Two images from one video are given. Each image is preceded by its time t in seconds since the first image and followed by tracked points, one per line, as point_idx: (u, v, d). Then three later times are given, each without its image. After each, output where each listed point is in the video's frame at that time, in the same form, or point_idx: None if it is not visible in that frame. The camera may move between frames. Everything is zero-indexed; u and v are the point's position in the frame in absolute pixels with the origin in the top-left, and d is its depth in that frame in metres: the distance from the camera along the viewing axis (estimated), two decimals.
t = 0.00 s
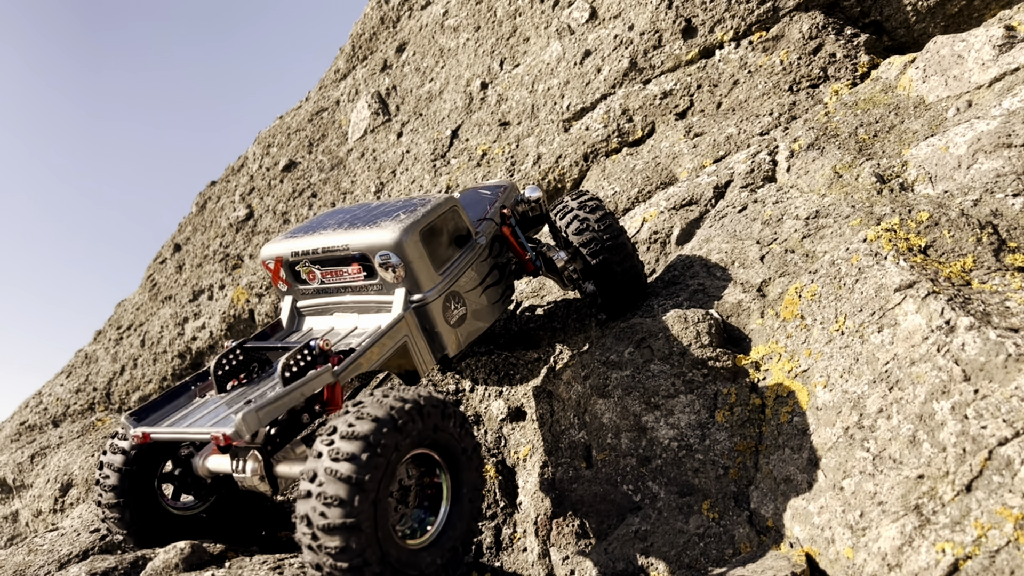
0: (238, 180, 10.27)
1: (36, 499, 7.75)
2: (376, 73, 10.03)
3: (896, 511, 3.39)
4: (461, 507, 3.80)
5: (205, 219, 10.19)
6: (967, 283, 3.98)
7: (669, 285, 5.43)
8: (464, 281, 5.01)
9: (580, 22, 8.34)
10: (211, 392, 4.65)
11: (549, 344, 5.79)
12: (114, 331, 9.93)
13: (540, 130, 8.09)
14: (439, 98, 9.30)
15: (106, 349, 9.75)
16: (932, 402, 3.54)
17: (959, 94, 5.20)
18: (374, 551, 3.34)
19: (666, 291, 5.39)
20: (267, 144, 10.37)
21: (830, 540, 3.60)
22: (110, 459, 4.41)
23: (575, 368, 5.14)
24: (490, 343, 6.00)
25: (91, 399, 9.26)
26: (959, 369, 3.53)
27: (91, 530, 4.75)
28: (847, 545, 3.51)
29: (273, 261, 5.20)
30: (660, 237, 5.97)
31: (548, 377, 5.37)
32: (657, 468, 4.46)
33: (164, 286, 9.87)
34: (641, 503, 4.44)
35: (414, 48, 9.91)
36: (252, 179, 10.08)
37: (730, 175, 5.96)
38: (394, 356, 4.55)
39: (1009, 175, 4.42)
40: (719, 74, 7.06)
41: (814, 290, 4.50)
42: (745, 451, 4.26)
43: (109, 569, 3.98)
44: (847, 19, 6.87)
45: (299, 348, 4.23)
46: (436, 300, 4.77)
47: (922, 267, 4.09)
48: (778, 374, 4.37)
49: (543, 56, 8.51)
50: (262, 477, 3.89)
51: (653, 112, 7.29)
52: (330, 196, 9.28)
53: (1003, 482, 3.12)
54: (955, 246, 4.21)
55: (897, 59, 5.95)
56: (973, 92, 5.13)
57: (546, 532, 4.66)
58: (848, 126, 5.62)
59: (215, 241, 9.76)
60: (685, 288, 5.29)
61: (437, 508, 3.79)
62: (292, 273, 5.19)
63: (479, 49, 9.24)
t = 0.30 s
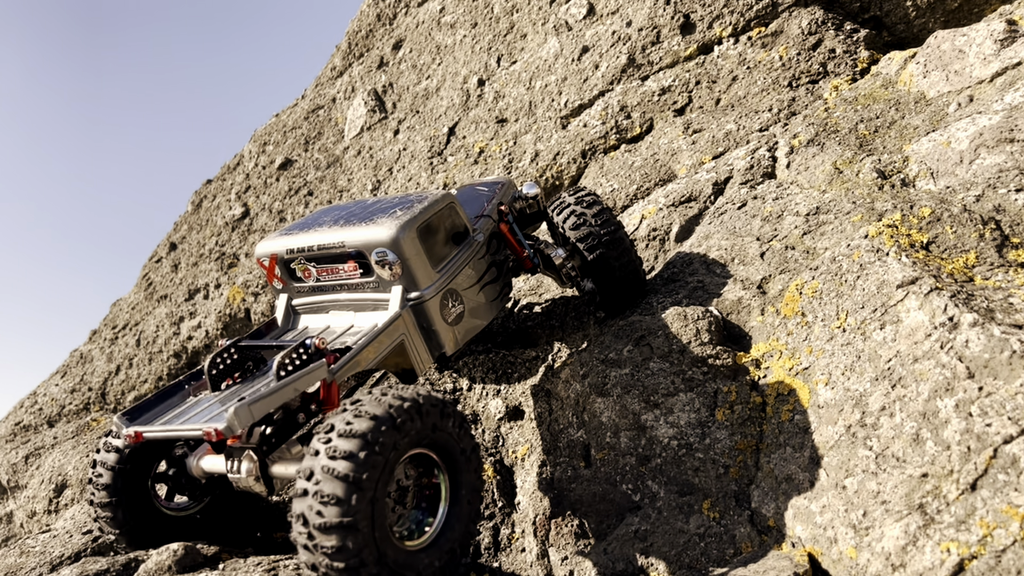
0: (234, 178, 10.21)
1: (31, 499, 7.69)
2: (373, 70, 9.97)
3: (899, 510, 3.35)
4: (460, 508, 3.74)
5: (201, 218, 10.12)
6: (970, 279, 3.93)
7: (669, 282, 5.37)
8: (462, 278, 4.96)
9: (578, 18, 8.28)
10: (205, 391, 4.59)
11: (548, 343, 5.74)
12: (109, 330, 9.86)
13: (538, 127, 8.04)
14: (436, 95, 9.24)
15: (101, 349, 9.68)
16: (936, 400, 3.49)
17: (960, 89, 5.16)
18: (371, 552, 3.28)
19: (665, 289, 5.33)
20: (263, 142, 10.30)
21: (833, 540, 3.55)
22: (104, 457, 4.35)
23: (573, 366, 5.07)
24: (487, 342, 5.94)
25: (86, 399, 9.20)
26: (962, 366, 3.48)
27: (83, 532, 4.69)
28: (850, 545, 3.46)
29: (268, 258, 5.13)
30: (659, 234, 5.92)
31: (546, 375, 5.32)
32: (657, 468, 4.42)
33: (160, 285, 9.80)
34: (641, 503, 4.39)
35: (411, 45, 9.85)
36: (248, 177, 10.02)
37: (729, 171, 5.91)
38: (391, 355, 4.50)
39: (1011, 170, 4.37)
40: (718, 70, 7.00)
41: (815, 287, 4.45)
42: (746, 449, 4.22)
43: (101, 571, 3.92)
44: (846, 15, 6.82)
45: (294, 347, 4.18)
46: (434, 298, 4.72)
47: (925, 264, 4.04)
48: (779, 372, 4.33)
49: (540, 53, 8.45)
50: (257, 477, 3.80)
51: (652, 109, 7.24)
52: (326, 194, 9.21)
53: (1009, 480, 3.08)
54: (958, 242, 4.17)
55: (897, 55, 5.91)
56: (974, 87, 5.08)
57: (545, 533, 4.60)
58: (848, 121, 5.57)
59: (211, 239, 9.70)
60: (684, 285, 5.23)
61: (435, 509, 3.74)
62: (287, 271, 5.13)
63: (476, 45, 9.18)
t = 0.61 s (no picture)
0: (245, 180, 10.18)
1: (39, 501, 7.65)
2: (384, 72, 9.94)
3: (930, 518, 3.27)
4: (480, 512, 3.68)
5: (211, 219, 10.10)
6: (999, 282, 3.85)
7: (687, 285, 5.31)
8: (480, 280, 4.92)
9: (592, 20, 8.24)
10: (221, 392, 4.55)
11: (564, 345, 5.68)
12: (118, 332, 9.84)
13: (551, 129, 7.99)
14: (448, 98, 9.21)
15: (110, 350, 9.65)
16: (966, 405, 3.42)
17: (984, 90, 5.09)
18: (393, 557, 3.22)
19: (683, 291, 5.27)
20: (274, 143, 10.28)
21: (860, 548, 3.48)
22: (118, 457, 4.32)
23: (590, 370, 5.01)
24: (502, 344, 5.89)
25: (95, 400, 9.17)
26: (994, 370, 3.40)
27: (95, 534, 4.64)
28: (879, 553, 3.39)
29: (284, 259, 5.09)
30: (676, 236, 5.86)
31: (562, 378, 5.26)
32: (676, 473, 4.34)
33: (169, 287, 9.76)
34: (660, 508, 4.31)
35: (422, 47, 9.82)
36: (259, 179, 9.99)
37: (747, 173, 5.84)
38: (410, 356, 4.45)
39: None
40: (734, 72, 6.95)
41: (838, 290, 4.38)
42: (768, 455, 4.15)
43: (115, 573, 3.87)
44: (865, 16, 6.76)
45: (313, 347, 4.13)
46: (453, 299, 4.67)
47: (952, 266, 3.97)
48: (802, 376, 4.26)
49: (553, 55, 8.41)
50: (274, 480, 3.77)
51: (667, 111, 7.18)
52: (337, 196, 9.18)
53: None
54: (985, 245, 4.10)
55: (918, 56, 5.84)
56: (998, 88, 5.01)
57: (562, 537, 4.52)
58: (869, 123, 5.51)
59: (221, 241, 9.67)
60: (703, 288, 5.17)
61: (456, 513, 3.68)
62: (303, 271, 5.09)
63: (489, 47, 9.15)
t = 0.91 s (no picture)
0: (241, 175, 10.13)
1: (36, 498, 7.63)
2: (381, 66, 9.90)
3: (933, 508, 3.27)
4: (485, 506, 3.67)
5: (207, 215, 10.05)
6: (1001, 273, 3.85)
7: (687, 278, 5.29)
8: (481, 272, 4.90)
9: (590, 13, 8.20)
10: (221, 386, 4.53)
11: (564, 339, 5.67)
12: (114, 328, 9.80)
13: (549, 123, 7.96)
14: (445, 92, 9.17)
15: (106, 347, 9.60)
16: (969, 396, 3.41)
17: (984, 82, 5.08)
18: (398, 547, 3.20)
19: (683, 284, 5.25)
20: (270, 138, 10.23)
21: (864, 539, 3.48)
22: (118, 450, 4.29)
23: (590, 363, 4.99)
24: (501, 338, 5.88)
25: (91, 397, 9.13)
26: (997, 361, 3.39)
27: (94, 529, 4.62)
28: (883, 544, 3.39)
29: (284, 252, 5.06)
30: (675, 229, 5.85)
31: (562, 372, 5.25)
32: (678, 465, 4.34)
33: (165, 283, 9.72)
34: (661, 501, 4.31)
35: (419, 41, 9.78)
36: (255, 174, 9.94)
37: (747, 166, 5.83)
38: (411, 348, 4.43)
39: None
40: (733, 65, 6.93)
41: (839, 282, 4.37)
42: (769, 447, 4.14)
43: (115, 568, 3.84)
44: (864, 9, 6.74)
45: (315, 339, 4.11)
46: (454, 291, 4.65)
47: (953, 258, 3.97)
48: (804, 368, 4.24)
49: (551, 48, 8.37)
50: (276, 473, 3.77)
51: (665, 104, 7.16)
52: (334, 191, 9.14)
53: None
54: (986, 236, 4.10)
55: (917, 48, 5.83)
56: (999, 79, 5.00)
57: (563, 531, 4.52)
58: (868, 115, 5.50)
59: (218, 237, 9.62)
60: (704, 281, 5.15)
61: (459, 507, 3.67)
62: (303, 264, 5.06)
63: (486, 41, 9.11)
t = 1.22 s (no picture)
0: (243, 179, 10.15)
1: (40, 502, 7.65)
2: (383, 70, 9.92)
3: (940, 515, 3.28)
4: (494, 515, 3.68)
5: (210, 219, 10.07)
6: (1005, 279, 3.86)
7: (691, 283, 5.30)
8: (487, 278, 4.92)
9: (592, 18, 8.23)
10: (229, 393, 4.52)
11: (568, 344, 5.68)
12: (117, 332, 9.81)
13: (552, 127, 7.98)
14: (447, 96, 9.19)
15: (109, 351, 9.62)
16: (975, 402, 3.42)
17: (987, 87, 5.10)
18: (410, 553, 3.22)
19: (687, 289, 5.26)
20: (272, 142, 10.25)
21: (870, 545, 3.49)
22: (127, 454, 4.31)
23: (595, 368, 5.00)
24: (506, 343, 5.89)
25: (94, 401, 9.14)
26: (1002, 368, 3.41)
27: (102, 535, 4.63)
28: (889, 550, 3.40)
29: (290, 258, 5.08)
30: (679, 234, 5.86)
31: (567, 377, 5.26)
32: (683, 471, 4.35)
33: (168, 287, 9.73)
34: (667, 507, 4.32)
35: (422, 45, 9.80)
36: (258, 178, 9.96)
37: (751, 171, 5.85)
38: (418, 355, 4.46)
39: None
40: (735, 69, 6.95)
41: (843, 288, 4.38)
42: (774, 452, 4.15)
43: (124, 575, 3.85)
44: (866, 13, 6.76)
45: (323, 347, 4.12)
46: (460, 298, 4.68)
47: (958, 263, 3.98)
48: (809, 373, 4.25)
49: (554, 53, 8.39)
50: (285, 480, 3.77)
51: (668, 108, 7.18)
52: (337, 195, 9.15)
53: None
54: (990, 242, 4.11)
55: (920, 53, 5.84)
56: (1001, 85, 5.02)
57: (569, 536, 4.55)
58: (871, 120, 5.51)
59: (220, 241, 9.64)
60: (708, 286, 5.16)
61: (469, 516, 3.68)
62: (309, 271, 5.08)
63: (488, 45, 9.13)
